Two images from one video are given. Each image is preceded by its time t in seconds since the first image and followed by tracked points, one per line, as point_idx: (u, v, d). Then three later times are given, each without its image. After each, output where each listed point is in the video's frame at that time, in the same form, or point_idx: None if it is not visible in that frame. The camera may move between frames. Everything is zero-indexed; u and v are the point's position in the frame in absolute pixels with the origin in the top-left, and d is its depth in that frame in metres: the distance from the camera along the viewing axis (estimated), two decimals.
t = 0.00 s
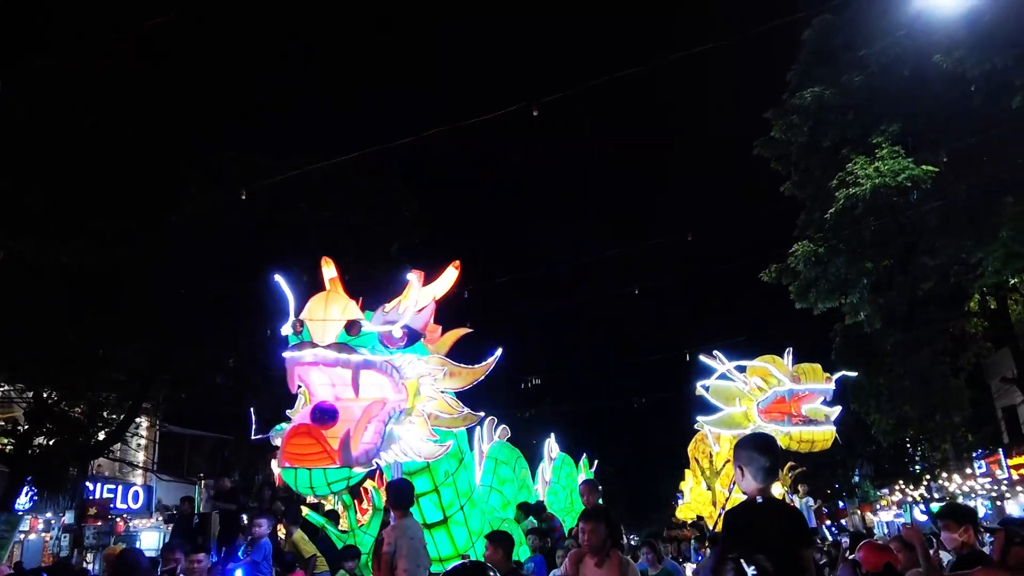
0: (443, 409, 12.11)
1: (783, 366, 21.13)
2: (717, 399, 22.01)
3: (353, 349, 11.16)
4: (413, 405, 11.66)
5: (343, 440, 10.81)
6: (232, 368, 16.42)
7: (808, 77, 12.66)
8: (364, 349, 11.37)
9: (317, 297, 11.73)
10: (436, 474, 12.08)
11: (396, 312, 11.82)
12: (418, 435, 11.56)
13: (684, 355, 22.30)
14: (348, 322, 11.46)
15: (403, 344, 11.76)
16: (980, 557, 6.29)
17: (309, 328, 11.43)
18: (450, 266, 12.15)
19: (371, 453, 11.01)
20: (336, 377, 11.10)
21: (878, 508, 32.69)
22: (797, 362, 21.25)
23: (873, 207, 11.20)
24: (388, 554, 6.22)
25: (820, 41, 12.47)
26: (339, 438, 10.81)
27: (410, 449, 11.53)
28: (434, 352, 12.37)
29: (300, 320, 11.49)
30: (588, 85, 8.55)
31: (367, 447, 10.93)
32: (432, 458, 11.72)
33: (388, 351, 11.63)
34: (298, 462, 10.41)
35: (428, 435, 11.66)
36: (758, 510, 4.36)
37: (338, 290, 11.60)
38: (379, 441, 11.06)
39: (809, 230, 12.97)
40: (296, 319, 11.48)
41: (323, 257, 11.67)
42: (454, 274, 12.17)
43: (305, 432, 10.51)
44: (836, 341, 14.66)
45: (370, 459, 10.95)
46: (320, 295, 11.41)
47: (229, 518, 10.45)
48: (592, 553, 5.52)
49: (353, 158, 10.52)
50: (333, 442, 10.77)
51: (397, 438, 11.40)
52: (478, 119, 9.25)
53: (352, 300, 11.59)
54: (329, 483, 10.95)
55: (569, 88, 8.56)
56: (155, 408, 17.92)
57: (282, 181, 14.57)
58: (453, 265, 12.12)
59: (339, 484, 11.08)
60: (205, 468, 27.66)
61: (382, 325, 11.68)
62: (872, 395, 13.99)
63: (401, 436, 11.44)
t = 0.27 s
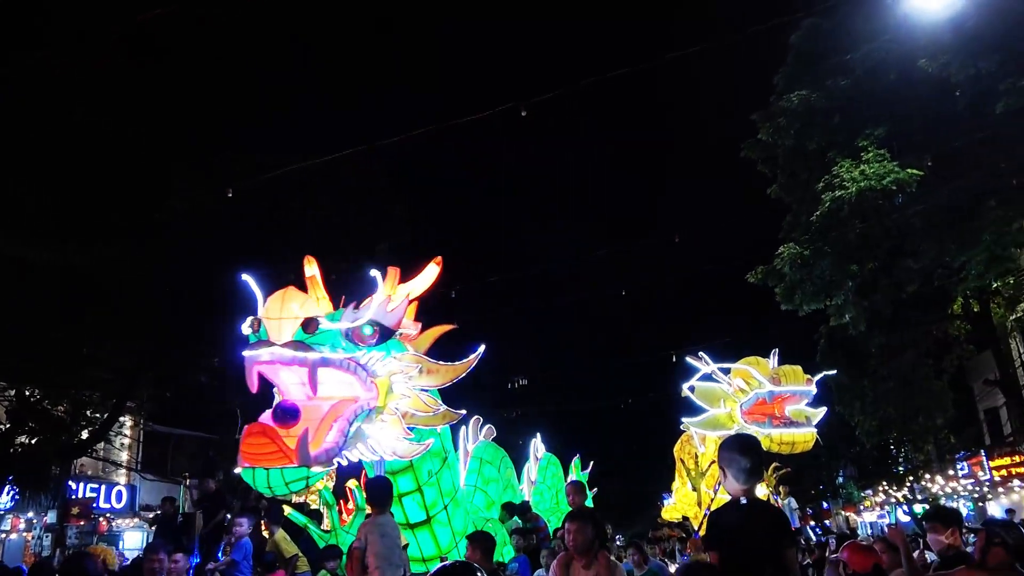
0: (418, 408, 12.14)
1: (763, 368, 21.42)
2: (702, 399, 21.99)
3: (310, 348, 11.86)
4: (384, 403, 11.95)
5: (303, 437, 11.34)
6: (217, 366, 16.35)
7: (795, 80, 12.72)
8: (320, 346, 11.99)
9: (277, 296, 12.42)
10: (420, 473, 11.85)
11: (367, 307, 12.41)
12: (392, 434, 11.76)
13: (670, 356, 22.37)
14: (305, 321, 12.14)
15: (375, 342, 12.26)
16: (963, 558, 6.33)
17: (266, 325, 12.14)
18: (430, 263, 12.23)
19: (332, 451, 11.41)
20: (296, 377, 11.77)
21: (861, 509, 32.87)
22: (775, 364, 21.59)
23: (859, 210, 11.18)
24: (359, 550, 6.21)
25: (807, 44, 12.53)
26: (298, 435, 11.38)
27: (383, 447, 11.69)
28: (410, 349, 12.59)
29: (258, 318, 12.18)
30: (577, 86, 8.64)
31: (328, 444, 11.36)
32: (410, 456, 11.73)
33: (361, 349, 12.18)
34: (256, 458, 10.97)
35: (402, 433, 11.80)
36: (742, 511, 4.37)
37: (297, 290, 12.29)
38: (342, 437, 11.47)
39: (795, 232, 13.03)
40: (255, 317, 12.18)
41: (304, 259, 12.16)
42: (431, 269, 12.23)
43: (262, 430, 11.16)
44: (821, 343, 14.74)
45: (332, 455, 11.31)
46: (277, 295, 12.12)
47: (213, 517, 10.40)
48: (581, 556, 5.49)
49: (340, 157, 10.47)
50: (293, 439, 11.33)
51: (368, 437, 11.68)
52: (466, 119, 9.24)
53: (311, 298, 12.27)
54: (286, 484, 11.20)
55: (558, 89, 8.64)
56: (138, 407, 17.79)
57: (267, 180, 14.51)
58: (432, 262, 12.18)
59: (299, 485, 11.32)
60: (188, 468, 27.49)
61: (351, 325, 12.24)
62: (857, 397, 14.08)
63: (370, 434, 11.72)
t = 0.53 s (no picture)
0: (390, 406, 11.89)
1: (746, 369, 21.54)
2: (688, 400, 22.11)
3: (264, 347, 11.58)
4: (354, 401, 11.75)
5: (261, 438, 11.18)
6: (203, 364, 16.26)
7: (783, 83, 12.74)
8: (273, 345, 11.67)
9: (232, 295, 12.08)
10: (403, 473, 12.03)
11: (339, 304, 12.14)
12: (364, 433, 11.62)
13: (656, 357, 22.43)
14: (258, 320, 11.81)
15: (344, 338, 11.96)
16: (947, 559, 6.40)
17: (223, 325, 11.81)
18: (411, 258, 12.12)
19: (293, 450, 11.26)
20: (252, 378, 11.54)
21: (845, 510, 33.07)
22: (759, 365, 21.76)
23: (845, 213, 11.17)
24: (335, 548, 6.20)
25: (794, 47, 12.58)
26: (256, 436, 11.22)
27: (354, 446, 11.59)
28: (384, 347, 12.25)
29: (213, 318, 11.87)
30: (568, 87, 8.84)
31: (287, 444, 11.22)
32: (385, 454, 11.66)
33: (330, 347, 11.87)
34: (210, 461, 10.84)
35: (374, 432, 11.67)
36: (727, 514, 4.38)
37: (256, 289, 11.98)
38: (303, 436, 11.32)
39: (782, 234, 13.08)
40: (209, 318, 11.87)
41: (287, 257, 12.11)
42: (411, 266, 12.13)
43: (217, 432, 10.98)
44: (807, 345, 14.84)
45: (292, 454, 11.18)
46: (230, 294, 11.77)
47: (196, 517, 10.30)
48: (571, 552, 5.48)
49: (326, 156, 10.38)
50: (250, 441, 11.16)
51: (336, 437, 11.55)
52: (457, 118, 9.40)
53: (269, 297, 11.95)
54: (243, 484, 10.92)
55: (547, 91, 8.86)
56: (123, 406, 17.67)
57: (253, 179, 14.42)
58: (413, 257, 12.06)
59: (256, 485, 11.11)
60: (173, 467, 27.34)
61: (321, 320, 11.94)
62: (841, 398, 14.18)
63: (338, 435, 11.56)
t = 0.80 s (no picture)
0: (362, 404, 11.89)
1: (727, 369, 21.65)
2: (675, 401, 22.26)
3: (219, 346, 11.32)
4: (323, 400, 11.70)
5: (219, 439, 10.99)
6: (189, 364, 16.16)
7: (770, 85, 12.80)
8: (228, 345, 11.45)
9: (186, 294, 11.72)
10: (386, 473, 12.04)
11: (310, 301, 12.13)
12: (335, 432, 11.58)
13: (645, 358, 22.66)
14: (214, 319, 11.50)
15: (313, 336, 11.97)
16: (932, 560, 6.42)
17: (179, 325, 11.38)
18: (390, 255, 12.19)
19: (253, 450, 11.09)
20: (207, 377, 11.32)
21: (830, 510, 33.27)
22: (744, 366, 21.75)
23: (831, 215, 11.22)
24: (314, 549, 6.12)
25: (782, 49, 12.63)
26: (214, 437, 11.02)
27: (326, 444, 11.60)
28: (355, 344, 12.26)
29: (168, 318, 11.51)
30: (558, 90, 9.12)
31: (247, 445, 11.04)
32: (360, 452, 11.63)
33: (297, 344, 11.86)
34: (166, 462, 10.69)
35: (346, 431, 11.63)
36: (712, 515, 4.39)
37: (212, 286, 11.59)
38: (263, 435, 11.15)
39: (769, 236, 13.11)
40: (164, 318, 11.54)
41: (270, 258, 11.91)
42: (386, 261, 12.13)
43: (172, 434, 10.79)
44: (793, 346, 14.84)
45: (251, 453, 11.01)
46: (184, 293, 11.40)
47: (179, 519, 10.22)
48: (559, 553, 5.46)
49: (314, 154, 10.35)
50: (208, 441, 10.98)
51: (305, 437, 11.54)
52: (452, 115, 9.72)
53: (225, 295, 11.60)
54: (199, 484, 10.79)
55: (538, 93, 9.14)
56: (107, 405, 17.54)
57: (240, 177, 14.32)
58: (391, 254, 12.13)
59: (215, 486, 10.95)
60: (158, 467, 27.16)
61: (290, 318, 11.93)
62: (827, 399, 14.25)
63: (307, 434, 11.54)
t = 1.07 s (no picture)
0: (335, 402, 11.70)
1: (706, 370, 21.81)
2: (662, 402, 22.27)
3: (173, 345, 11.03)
4: (293, 398, 11.47)
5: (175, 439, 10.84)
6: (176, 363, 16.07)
7: (758, 87, 12.86)
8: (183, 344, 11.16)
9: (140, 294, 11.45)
10: (370, 473, 12.02)
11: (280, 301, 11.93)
12: (306, 431, 11.35)
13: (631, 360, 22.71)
14: (168, 318, 11.27)
15: (281, 335, 11.77)
16: (916, 559, 6.48)
17: (133, 326, 11.14)
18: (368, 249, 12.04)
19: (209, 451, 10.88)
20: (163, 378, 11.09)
21: (817, 510, 33.41)
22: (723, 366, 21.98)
23: (818, 217, 11.28)
24: (294, 548, 6.10)
25: (769, 52, 12.69)
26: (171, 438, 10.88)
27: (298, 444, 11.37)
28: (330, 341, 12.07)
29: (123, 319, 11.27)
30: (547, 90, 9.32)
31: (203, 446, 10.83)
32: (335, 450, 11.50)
33: (264, 342, 11.68)
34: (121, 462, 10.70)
35: (320, 429, 11.38)
36: (697, 514, 4.42)
37: (167, 286, 11.41)
38: (222, 435, 10.93)
39: (757, 237, 13.16)
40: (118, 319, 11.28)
41: (252, 256, 11.41)
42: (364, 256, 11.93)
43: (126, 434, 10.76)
44: (780, 347, 14.90)
45: (208, 454, 10.82)
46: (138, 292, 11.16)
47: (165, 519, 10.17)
48: (537, 554, 5.46)
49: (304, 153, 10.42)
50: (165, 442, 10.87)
51: (272, 437, 11.29)
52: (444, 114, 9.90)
53: (181, 293, 11.40)
54: (155, 485, 10.74)
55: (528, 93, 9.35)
56: (93, 405, 17.44)
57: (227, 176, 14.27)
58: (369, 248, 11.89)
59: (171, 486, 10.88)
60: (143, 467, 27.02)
61: (258, 316, 11.80)
62: (814, 400, 14.31)
63: (274, 433, 11.29)
